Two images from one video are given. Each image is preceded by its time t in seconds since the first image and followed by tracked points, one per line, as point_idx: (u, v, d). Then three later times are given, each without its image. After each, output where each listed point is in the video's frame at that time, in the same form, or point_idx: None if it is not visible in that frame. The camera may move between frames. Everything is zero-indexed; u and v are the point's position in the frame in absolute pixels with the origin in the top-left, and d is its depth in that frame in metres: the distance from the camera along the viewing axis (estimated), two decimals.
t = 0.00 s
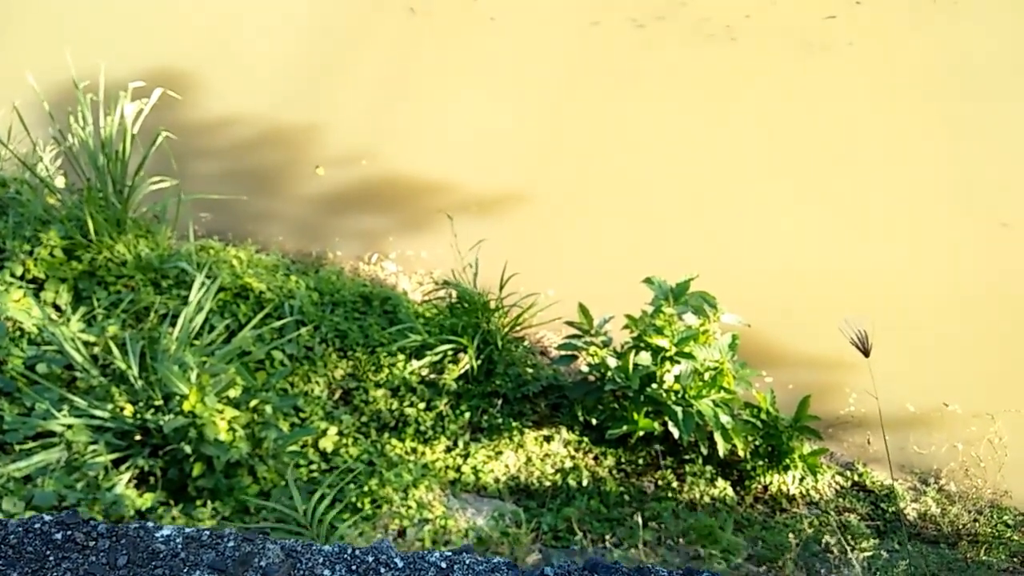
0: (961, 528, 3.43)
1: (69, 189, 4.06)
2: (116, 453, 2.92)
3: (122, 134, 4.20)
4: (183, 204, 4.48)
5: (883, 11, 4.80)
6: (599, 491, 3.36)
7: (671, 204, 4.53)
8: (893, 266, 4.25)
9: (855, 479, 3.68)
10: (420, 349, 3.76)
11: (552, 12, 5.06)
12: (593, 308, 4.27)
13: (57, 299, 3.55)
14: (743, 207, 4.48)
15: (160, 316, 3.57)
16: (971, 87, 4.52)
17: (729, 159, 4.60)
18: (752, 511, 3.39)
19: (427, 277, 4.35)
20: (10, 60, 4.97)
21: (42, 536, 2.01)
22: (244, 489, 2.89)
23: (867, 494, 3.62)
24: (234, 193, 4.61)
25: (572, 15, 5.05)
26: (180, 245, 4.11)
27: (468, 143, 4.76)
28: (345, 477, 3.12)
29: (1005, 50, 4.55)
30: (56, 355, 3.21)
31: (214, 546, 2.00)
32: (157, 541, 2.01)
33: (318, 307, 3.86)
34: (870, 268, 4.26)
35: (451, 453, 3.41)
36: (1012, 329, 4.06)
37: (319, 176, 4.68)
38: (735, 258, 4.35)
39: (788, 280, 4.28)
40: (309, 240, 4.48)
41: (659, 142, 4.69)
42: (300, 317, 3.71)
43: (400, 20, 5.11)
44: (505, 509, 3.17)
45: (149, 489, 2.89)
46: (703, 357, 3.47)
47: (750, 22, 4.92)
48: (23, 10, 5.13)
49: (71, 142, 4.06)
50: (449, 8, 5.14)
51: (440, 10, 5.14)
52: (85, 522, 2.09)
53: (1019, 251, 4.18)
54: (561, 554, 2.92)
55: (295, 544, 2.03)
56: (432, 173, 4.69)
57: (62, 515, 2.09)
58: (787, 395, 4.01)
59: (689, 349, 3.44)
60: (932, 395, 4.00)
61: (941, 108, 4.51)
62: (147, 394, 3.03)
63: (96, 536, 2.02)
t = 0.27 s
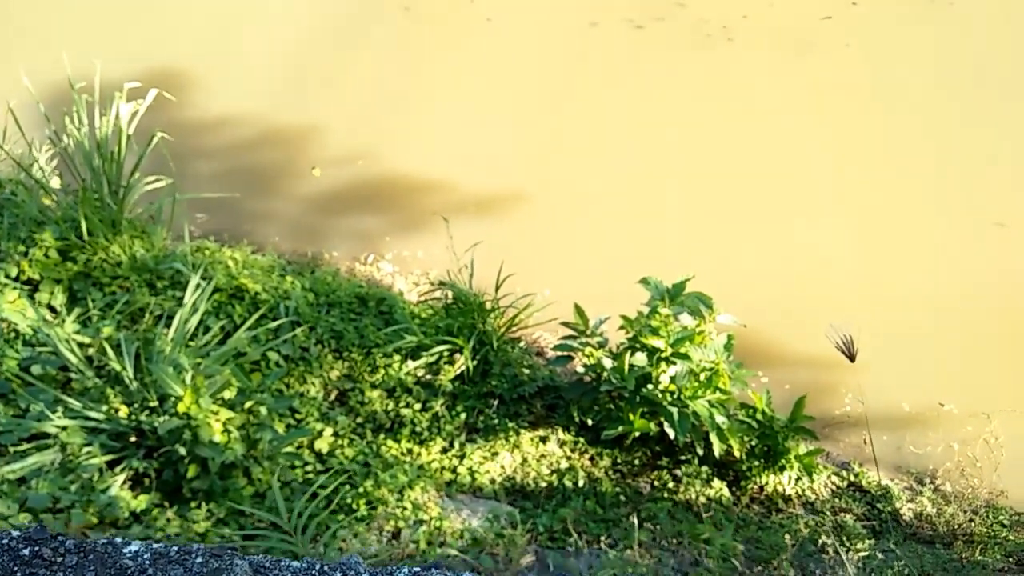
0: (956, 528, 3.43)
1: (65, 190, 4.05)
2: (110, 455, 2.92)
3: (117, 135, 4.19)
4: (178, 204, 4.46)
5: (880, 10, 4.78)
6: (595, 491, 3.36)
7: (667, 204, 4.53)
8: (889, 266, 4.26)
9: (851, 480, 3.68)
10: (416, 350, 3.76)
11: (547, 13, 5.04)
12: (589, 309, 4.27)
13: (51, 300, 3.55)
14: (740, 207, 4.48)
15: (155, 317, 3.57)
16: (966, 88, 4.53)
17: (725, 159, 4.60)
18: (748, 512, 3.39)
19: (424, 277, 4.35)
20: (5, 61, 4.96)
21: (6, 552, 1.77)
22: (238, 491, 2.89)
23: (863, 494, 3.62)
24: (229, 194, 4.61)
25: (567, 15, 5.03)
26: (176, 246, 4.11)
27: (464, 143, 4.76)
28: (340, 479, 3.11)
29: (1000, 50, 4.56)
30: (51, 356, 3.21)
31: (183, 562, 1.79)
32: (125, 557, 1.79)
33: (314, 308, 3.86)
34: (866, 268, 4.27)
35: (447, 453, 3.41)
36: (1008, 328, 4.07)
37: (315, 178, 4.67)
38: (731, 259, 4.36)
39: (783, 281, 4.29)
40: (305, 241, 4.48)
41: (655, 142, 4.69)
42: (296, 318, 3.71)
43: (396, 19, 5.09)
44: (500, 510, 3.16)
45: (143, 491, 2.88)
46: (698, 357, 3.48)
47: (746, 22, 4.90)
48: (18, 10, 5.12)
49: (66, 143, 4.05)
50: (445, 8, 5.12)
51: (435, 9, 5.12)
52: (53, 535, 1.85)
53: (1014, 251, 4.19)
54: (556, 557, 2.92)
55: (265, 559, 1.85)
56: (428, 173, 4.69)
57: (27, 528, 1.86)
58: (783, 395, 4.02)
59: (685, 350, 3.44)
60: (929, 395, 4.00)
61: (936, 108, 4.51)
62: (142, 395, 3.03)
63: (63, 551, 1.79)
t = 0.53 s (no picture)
0: (952, 526, 3.43)
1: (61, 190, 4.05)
2: (107, 456, 2.92)
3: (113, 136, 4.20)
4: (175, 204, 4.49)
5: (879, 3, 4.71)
6: (591, 491, 3.36)
7: (664, 203, 4.53)
8: (885, 265, 4.27)
9: (847, 478, 3.69)
10: (412, 349, 3.76)
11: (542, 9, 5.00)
12: (586, 308, 4.28)
13: (48, 301, 3.55)
14: (737, 206, 4.49)
15: (151, 317, 3.56)
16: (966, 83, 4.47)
17: (721, 158, 4.60)
18: (744, 510, 3.39)
19: (421, 276, 4.38)
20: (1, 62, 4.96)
21: None
22: (235, 491, 2.89)
23: (859, 492, 3.62)
24: (226, 194, 4.63)
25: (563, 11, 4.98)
26: (172, 246, 4.10)
27: (461, 142, 4.75)
28: (337, 479, 3.11)
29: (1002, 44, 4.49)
30: (48, 356, 3.21)
31: None
32: None
33: (311, 308, 3.86)
34: (863, 267, 4.28)
35: (443, 453, 3.41)
36: (1004, 326, 4.08)
37: (310, 178, 4.68)
38: (728, 258, 4.37)
39: (780, 280, 4.30)
40: (301, 241, 4.49)
41: (651, 141, 4.68)
42: (292, 318, 3.71)
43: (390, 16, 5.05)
44: (497, 509, 3.15)
45: (140, 492, 2.89)
46: (694, 357, 3.47)
47: (740, 21, 4.83)
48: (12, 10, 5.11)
49: (62, 144, 4.06)
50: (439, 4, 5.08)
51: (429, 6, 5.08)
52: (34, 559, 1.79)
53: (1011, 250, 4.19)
54: (552, 557, 2.92)
55: None
56: (424, 172, 4.70)
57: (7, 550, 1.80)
58: (779, 392, 4.03)
59: (681, 349, 3.45)
60: (925, 393, 4.01)
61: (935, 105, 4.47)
62: (139, 396, 3.03)
63: None
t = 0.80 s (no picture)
0: (949, 521, 3.43)
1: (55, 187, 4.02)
2: (100, 455, 2.91)
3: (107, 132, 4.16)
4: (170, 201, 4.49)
5: None
6: (587, 487, 3.35)
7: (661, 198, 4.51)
8: (884, 259, 4.24)
9: (845, 473, 3.66)
10: (408, 346, 3.74)
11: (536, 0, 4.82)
12: (582, 303, 4.31)
13: (41, 299, 3.55)
14: (734, 200, 4.46)
15: (145, 315, 3.55)
16: (975, 69, 4.34)
17: (720, 150, 4.54)
18: (741, 506, 3.39)
19: (416, 273, 4.40)
20: None
21: None
22: (229, 489, 2.88)
23: (857, 487, 3.60)
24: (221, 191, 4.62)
25: None
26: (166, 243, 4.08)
27: (457, 136, 4.72)
28: (332, 477, 3.10)
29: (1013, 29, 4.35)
30: (41, 355, 3.20)
31: None
32: None
33: (305, 305, 3.85)
34: (861, 261, 4.26)
35: (439, 450, 3.40)
36: (1003, 321, 4.06)
37: (306, 175, 4.67)
38: (725, 253, 4.36)
39: (777, 275, 4.29)
40: (296, 238, 4.50)
41: (649, 133, 4.63)
42: (286, 316, 3.70)
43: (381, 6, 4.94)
44: (492, 506, 3.13)
45: (134, 491, 2.88)
46: (691, 352, 3.45)
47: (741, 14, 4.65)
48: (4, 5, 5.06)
49: (55, 141, 4.03)
50: None
51: None
52: None
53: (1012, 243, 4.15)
54: (546, 555, 2.91)
55: None
56: (420, 167, 4.68)
57: None
58: (775, 387, 4.05)
59: (677, 345, 3.43)
60: (923, 387, 4.01)
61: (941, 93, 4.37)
62: (132, 395, 3.01)
63: None
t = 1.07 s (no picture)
0: (943, 516, 3.42)
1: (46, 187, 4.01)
2: (92, 456, 2.91)
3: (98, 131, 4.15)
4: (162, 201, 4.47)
5: None
6: (582, 485, 3.34)
7: (654, 196, 4.50)
8: (877, 255, 4.25)
9: (838, 469, 3.66)
10: (401, 345, 3.74)
11: None
12: (576, 300, 4.28)
13: (33, 300, 3.53)
14: (728, 196, 4.45)
15: (138, 315, 3.53)
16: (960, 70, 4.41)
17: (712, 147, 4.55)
18: (735, 503, 3.39)
19: (410, 271, 4.37)
20: None
21: None
22: (222, 491, 2.87)
23: (850, 484, 3.60)
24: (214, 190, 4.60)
25: None
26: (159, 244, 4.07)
27: (450, 134, 4.71)
28: (325, 477, 3.10)
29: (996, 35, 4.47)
30: (32, 356, 3.20)
31: None
32: None
33: (298, 304, 3.84)
34: (854, 258, 4.26)
35: (433, 449, 3.39)
36: (994, 316, 4.08)
37: (298, 175, 4.65)
38: (719, 250, 4.34)
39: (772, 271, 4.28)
40: (289, 237, 4.48)
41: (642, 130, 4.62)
42: (279, 315, 3.69)
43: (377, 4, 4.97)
44: (485, 506, 3.12)
45: (125, 492, 2.88)
46: (684, 349, 3.46)
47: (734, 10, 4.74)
48: None
49: (46, 141, 4.01)
50: None
51: None
52: None
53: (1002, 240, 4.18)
54: (539, 555, 2.90)
55: None
56: (413, 165, 4.67)
57: None
58: (770, 384, 4.02)
59: (670, 342, 3.43)
60: (917, 382, 4.00)
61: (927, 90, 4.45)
62: (124, 395, 3.01)
63: None
